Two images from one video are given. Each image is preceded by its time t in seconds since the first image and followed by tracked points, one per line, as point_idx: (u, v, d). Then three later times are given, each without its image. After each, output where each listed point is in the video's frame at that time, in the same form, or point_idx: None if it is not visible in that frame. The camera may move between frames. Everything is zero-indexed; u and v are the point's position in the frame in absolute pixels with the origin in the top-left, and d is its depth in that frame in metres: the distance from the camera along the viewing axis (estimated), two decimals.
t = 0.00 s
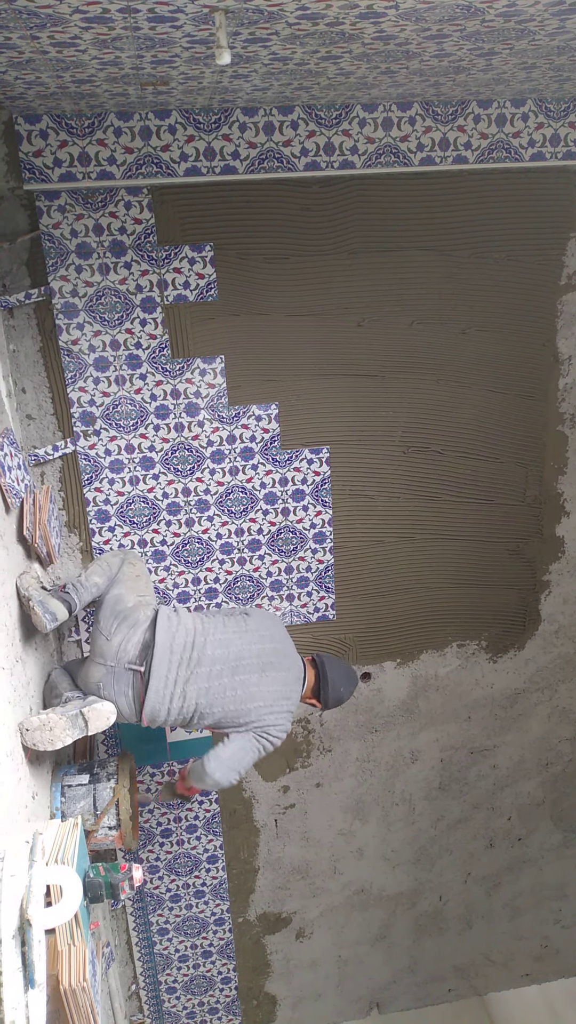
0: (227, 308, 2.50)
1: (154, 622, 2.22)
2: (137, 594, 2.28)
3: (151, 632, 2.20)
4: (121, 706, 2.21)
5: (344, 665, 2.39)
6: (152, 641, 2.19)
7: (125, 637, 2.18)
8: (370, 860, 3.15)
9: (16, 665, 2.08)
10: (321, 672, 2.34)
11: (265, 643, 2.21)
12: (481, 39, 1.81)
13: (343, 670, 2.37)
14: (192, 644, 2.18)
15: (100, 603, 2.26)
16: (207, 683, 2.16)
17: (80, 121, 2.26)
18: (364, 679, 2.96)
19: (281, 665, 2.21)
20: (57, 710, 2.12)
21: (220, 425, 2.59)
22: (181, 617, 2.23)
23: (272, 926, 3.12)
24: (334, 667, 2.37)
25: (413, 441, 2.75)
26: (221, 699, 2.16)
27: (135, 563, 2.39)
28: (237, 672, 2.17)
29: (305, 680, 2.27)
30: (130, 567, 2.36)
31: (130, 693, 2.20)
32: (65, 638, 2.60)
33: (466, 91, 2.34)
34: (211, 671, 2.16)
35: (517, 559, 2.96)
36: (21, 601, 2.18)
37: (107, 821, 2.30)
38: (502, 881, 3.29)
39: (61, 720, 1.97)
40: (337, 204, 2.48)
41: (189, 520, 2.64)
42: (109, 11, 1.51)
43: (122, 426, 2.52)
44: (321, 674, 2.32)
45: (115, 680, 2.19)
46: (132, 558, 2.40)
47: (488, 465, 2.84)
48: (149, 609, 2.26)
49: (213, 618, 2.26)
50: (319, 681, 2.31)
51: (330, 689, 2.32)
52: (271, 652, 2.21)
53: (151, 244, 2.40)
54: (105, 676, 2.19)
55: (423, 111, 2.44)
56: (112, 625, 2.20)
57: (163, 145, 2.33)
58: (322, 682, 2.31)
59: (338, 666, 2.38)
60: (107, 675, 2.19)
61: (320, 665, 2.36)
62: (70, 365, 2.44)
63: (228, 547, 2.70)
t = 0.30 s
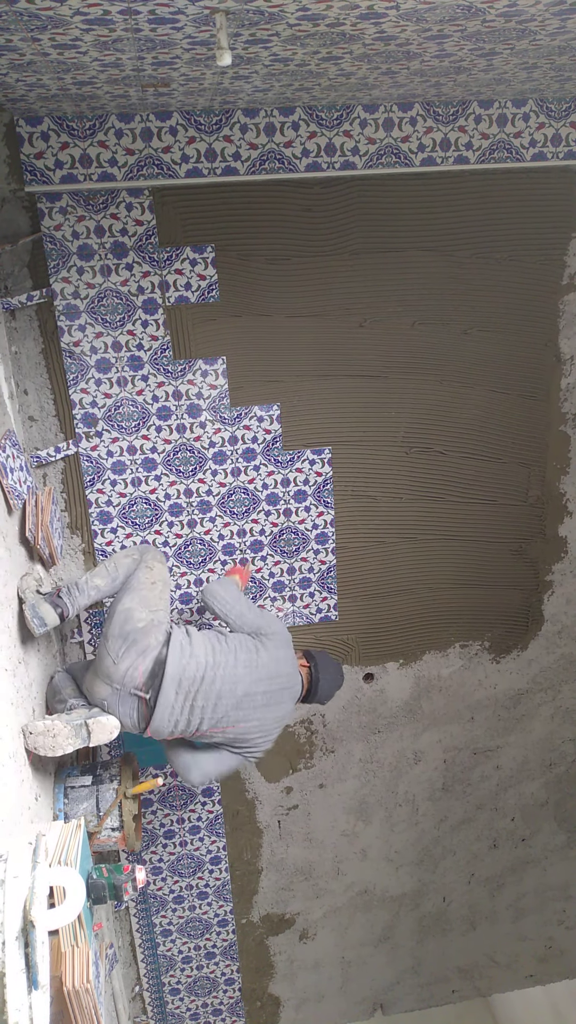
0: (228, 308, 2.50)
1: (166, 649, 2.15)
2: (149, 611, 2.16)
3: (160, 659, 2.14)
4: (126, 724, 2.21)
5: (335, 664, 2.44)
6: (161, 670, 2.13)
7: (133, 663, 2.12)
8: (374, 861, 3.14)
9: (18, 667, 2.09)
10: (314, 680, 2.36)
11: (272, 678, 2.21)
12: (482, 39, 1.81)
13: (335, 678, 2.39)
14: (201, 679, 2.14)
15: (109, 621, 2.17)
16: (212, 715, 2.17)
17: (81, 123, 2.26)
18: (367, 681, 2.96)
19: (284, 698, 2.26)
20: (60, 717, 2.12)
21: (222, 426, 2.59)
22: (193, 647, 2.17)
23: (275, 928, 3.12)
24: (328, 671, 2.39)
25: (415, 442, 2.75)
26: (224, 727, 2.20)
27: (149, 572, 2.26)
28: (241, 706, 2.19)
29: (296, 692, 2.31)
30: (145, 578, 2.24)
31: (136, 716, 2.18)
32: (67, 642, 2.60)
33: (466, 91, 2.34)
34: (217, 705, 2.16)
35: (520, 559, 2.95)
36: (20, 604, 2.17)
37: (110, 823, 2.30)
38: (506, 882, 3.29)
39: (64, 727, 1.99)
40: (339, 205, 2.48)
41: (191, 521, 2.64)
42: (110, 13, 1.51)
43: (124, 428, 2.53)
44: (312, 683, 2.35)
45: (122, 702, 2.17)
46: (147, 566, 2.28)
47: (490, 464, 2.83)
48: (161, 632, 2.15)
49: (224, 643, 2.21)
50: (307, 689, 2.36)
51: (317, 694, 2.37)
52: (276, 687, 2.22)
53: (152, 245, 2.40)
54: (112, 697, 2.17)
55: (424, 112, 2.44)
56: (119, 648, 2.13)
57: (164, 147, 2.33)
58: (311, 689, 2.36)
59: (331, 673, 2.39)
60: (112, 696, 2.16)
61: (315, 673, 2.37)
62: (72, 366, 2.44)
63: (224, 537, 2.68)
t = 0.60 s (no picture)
0: (230, 309, 2.50)
1: (163, 669, 2.15)
2: (142, 625, 2.14)
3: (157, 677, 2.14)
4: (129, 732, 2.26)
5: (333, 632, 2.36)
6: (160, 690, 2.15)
7: (129, 682, 2.12)
8: (376, 862, 3.14)
9: (20, 668, 2.08)
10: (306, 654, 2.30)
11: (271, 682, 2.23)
12: (482, 39, 1.81)
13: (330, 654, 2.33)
14: (201, 693, 2.18)
15: (104, 636, 2.14)
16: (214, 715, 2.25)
17: (82, 124, 2.27)
18: (369, 682, 2.96)
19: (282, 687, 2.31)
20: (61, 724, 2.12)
21: (223, 426, 2.59)
22: (191, 664, 2.16)
23: (277, 929, 3.11)
24: (322, 644, 2.31)
25: (416, 442, 2.75)
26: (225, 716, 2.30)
27: (146, 582, 2.22)
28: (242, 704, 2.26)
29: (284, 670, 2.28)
30: (141, 589, 2.20)
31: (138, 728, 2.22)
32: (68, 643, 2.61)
33: (467, 92, 2.34)
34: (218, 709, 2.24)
35: (521, 559, 2.95)
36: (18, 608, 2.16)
37: (112, 824, 2.31)
38: (508, 882, 3.28)
39: (65, 733, 1.99)
40: (340, 206, 2.48)
41: (192, 522, 2.64)
42: (110, 14, 1.52)
43: (125, 429, 2.53)
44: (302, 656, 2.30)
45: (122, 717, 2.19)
46: (144, 576, 2.23)
47: (491, 464, 2.83)
48: (156, 648, 2.14)
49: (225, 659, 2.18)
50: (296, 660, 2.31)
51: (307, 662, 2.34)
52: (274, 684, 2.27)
53: (153, 246, 2.41)
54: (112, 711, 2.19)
55: (425, 112, 2.44)
56: (115, 666, 2.11)
57: (165, 147, 2.33)
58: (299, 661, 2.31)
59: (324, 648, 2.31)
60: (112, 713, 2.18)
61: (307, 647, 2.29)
62: (73, 367, 2.44)
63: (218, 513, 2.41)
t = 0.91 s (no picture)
0: (230, 310, 2.50)
1: (165, 640, 2.04)
2: (143, 610, 2.08)
3: (162, 658, 2.05)
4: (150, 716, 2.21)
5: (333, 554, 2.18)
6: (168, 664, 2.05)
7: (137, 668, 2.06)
8: (376, 862, 3.14)
9: (20, 669, 2.09)
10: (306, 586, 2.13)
11: (274, 619, 2.10)
12: (482, 39, 1.81)
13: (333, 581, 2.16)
14: (209, 655, 2.05)
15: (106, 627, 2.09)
16: (231, 675, 2.11)
17: (82, 125, 2.27)
18: (369, 682, 2.96)
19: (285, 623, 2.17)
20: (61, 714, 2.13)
21: (223, 427, 2.59)
22: (189, 636, 2.04)
23: (277, 930, 3.11)
24: (321, 572, 2.13)
25: (416, 443, 2.75)
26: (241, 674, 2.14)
27: (143, 572, 2.16)
28: (252, 654, 2.11)
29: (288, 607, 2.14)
30: (138, 580, 2.14)
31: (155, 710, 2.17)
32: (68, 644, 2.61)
33: (467, 93, 2.34)
34: (230, 667, 2.10)
35: (521, 560, 2.95)
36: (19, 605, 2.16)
37: (112, 825, 2.29)
38: (508, 882, 3.28)
39: (58, 727, 1.99)
40: (340, 206, 2.48)
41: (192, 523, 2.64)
42: (111, 16, 1.52)
43: (125, 430, 2.53)
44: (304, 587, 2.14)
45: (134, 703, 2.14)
46: (140, 567, 2.17)
47: (491, 465, 2.83)
48: (158, 631, 2.06)
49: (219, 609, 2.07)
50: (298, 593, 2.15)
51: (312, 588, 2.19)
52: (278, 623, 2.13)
53: (153, 247, 2.41)
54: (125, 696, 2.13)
55: (425, 113, 2.44)
56: (120, 654, 2.06)
57: (165, 148, 2.33)
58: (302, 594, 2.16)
59: (325, 578, 2.14)
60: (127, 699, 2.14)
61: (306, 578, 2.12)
62: (73, 368, 2.44)
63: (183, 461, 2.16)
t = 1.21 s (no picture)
0: (229, 310, 2.50)
1: (245, 613, 2.01)
2: (207, 588, 2.01)
3: (244, 625, 2.01)
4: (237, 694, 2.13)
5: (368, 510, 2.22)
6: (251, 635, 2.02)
7: (226, 643, 2.00)
8: (375, 863, 3.14)
9: (19, 669, 2.08)
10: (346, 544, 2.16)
11: (333, 569, 2.16)
12: (483, 40, 1.81)
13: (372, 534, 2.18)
14: (285, 615, 2.07)
15: (177, 619, 2.00)
16: (305, 632, 2.14)
17: (82, 125, 2.27)
18: (369, 683, 2.96)
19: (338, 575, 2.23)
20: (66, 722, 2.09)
21: (223, 428, 2.59)
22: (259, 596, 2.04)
23: (276, 930, 3.11)
24: (358, 527, 2.16)
25: (416, 443, 2.75)
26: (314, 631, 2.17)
27: (175, 560, 2.08)
28: (320, 607, 2.15)
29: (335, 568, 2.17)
30: (175, 571, 2.04)
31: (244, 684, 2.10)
32: (68, 644, 2.61)
33: (467, 93, 2.34)
34: (304, 625, 2.12)
35: (521, 560, 2.95)
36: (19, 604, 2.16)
37: (111, 826, 2.29)
38: (508, 883, 3.28)
39: (25, 746, 1.94)
40: (340, 206, 2.48)
41: (192, 523, 2.64)
42: (111, 16, 1.52)
43: (125, 430, 2.52)
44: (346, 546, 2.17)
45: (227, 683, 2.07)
46: (170, 557, 2.09)
47: (491, 465, 2.83)
48: (232, 601, 2.01)
49: (279, 573, 2.09)
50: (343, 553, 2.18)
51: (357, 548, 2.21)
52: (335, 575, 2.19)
53: (153, 247, 2.41)
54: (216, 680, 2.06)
55: (425, 114, 2.44)
56: (203, 637, 1.98)
57: (166, 148, 2.33)
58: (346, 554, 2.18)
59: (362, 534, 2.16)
60: (217, 681, 2.06)
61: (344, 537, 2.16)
62: (73, 368, 2.44)
63: (185, 472, 2.26)
